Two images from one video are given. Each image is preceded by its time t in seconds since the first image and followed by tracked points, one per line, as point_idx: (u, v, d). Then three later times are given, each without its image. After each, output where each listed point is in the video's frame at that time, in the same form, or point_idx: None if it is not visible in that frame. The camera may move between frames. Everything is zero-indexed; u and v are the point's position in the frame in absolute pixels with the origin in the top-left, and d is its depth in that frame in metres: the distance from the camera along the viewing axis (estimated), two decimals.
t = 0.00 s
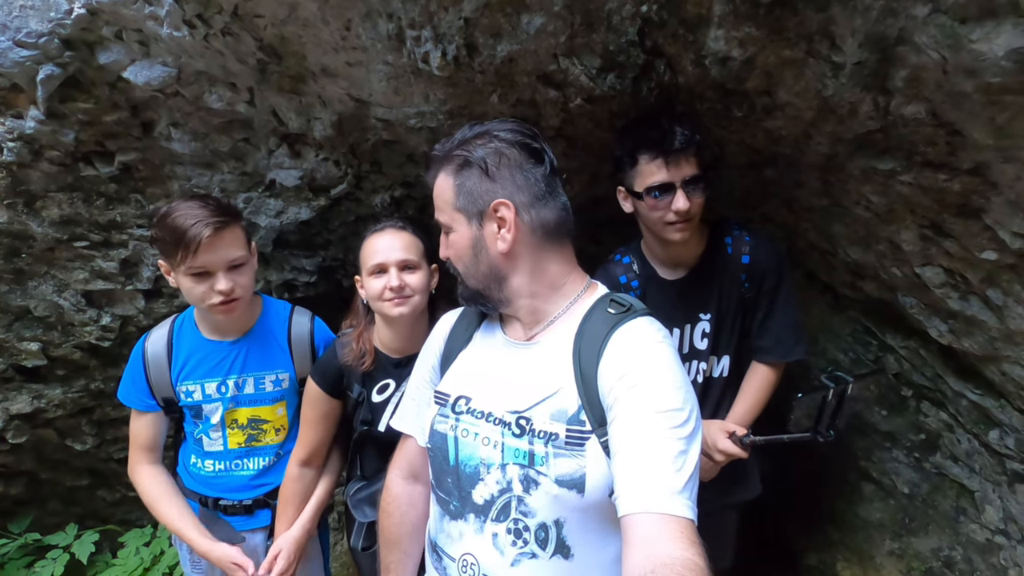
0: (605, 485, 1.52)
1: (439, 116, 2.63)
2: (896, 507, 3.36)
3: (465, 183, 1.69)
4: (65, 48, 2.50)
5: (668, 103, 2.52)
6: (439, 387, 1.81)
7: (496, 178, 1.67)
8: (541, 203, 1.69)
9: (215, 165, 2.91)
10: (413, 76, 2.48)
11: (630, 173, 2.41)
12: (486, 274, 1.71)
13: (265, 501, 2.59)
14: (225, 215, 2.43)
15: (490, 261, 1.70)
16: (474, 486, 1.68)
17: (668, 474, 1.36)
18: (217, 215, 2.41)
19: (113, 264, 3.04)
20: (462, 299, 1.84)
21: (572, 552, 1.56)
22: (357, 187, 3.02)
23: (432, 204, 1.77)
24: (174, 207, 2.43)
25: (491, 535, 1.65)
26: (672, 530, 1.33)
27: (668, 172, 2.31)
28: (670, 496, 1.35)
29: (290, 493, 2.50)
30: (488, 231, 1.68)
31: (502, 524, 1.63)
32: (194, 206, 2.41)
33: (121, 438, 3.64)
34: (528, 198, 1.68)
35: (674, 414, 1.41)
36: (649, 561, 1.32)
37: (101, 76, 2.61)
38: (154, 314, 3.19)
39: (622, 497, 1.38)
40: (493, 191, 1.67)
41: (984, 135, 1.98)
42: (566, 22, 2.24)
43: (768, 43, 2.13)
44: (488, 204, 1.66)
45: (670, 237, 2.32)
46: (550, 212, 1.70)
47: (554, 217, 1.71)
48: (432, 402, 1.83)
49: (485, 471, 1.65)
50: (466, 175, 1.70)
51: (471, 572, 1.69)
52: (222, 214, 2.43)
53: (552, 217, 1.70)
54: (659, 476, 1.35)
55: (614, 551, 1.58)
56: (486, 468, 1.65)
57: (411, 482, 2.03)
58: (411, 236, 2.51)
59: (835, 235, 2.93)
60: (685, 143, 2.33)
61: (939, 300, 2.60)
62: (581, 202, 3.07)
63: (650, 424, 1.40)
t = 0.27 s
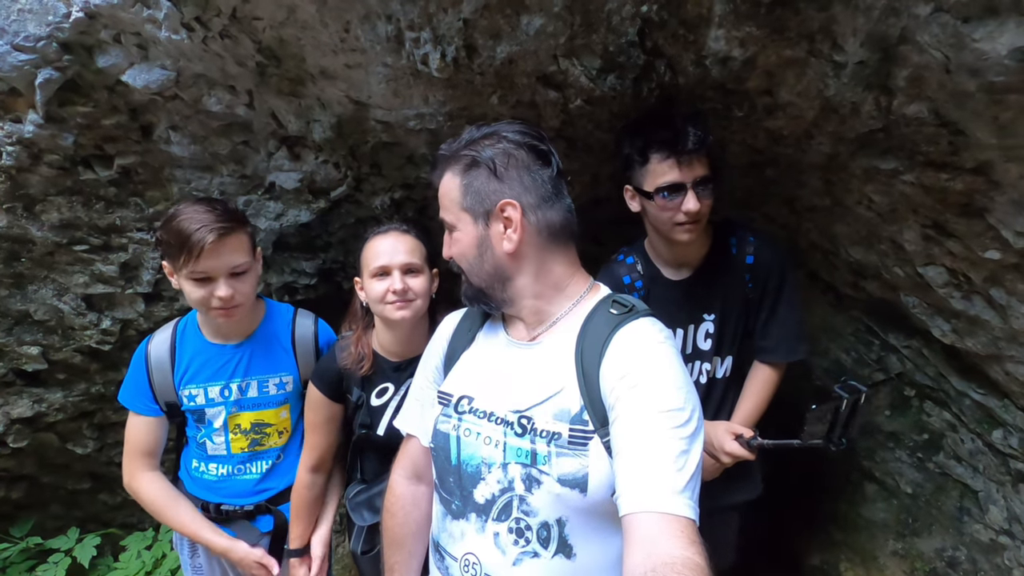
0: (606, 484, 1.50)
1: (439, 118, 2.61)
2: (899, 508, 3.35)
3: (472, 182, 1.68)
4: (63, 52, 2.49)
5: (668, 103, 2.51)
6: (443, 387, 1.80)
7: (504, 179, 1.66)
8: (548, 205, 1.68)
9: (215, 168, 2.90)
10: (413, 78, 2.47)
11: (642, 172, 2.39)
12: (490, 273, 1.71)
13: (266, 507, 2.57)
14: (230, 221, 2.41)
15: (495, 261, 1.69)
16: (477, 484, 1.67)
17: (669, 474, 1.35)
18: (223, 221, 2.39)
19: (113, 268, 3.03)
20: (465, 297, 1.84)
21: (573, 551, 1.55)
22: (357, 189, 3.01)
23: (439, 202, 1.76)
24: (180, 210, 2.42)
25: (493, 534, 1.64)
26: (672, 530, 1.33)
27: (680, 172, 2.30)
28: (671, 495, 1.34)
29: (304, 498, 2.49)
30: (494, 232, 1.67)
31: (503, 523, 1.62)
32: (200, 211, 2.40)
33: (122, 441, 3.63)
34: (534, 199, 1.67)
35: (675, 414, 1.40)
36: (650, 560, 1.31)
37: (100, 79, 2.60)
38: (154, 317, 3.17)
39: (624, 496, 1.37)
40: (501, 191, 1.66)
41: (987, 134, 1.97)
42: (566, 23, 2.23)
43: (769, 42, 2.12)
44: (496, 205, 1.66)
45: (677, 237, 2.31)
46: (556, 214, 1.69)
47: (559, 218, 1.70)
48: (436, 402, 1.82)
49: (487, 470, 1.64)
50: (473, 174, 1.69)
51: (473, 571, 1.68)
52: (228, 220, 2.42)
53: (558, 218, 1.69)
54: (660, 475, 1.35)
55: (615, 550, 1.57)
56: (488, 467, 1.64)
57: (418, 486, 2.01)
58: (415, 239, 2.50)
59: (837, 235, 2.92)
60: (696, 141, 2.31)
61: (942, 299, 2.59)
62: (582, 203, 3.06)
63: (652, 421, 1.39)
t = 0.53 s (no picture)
0: (607, 484, 1.49)
1: (438, 118, 2.61)
2: (907, 508, 3.32)
3: (484, 179, 1.65)
4: (65, 55, 2.51)
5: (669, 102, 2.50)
6: (444, 387, 1.79)
7: (518, 177, 1.64)
8: (557, 204, 1.69)
9: (216, 170, 2.91)
10: (412, 78, 2.47)
11: (645, 168, 2.37)
12: (499, 273, 1.67)
13: (269, 509, 2.56)
14: (211, 233, 2.37)
15: (505, 260, 1.66)
16: (478, 485, 1.65)
17: (669, 474, 1.34)
18: (205, 233, 2.36)
19: (116, 270, 3.05)
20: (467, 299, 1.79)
21: (574, 550, 1.54)
22: (357, 190, 3.01)
23: (443, 201, 1.71)
24: (178, 216, 2.43)
25: (493, 534, 1.63)
26: (672, 530, 1.32)
27: (682, 167, 2.28)
28: (671, 495, 1.33)
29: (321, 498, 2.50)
30: (505, 231, 1.64)
31: (504, 523, 1.61)
32: (186, 221, 2.38)
33: (127, 442, 3.65)
34: (546, 198, 1.67)
35: (675, 414, 1.39)
36: (650, 560, 1.30)
37: (101, 83, 2.62)
38: (157, 319, 3.17)
39: (623, 496, 1.36)
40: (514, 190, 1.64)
41: (991, 131, 1.95)
42: (564, 22, 2.23)
43: (769, 39, 2.10)
44: (507, 204, 1.63)
45: (682, 234, 2.28)
46: (564, 214, 1.70)
47: (568, 219, 1.71)
48: (437, 402, 1.81)
49: (488, 471, 1.63)
50: (485, 171, 1.66)
51: (474, 572, 1.66)
52: (212, 232, 2.38)
53: (566, 219, 1.70)
54: (660, 476, 1.34)
55: (615, 551, 1.56)
56: (489, 467, 1.63)
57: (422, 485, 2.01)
58: (416, 241, 2.50)
59: (841, 233, 2.89)
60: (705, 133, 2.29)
61: (948, 297, 2.56)
62: (583, 202, 3.04)
63: (652, 422, 1.38)
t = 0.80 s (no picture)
0: (607, 484, 1.48)
1: (440, 120, 2.62)
2: (919, 513, 3.26)
3: (528, 170, 1.61)
4: (74, 61, 2.56)
5: (671, 102, 2.49)
6: (443, 388, 1.79)
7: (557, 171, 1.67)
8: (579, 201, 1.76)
9: (223, 173, 2.95)
10: (414, 80, 2.48)
11: (644, 166, 2.38)
12: (539, 266, 1.63)
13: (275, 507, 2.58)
14: (231, 234, 2.40)
15: (547, 253, 1.64)
16: (478, 486, 1.63)
17: (667, 474, 1.34)
18: (222, 235, 2.38)
19: (125, 272, 3.10)
20: (492, 304, 1.65)
21: (574, 551, 1.52)
22: (362, 192, 3.03)
23: (479, 194, 1.58)
24: (185, 222, 2.42)
25: (493, 535, 1.61)
26: (672, 529, 1.31)
27: (678, 164, 2.26)
28: (669, 494, 1.32)
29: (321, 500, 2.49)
30: (549, 223, 1.64)
31: (503, 524, 1.59)
32: (201, 225, 2.39)
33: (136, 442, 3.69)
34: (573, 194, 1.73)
35: (673, 414, 1.38)
36: (650, 560, 1.29)
37: (110, 88, 2.66)
38: (166, 320, 3.22)
39: (623, 496, 1.35)
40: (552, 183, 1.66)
41: (999, 128, 1.92)
42: (565, 23, 2.23)
43: (771, 37, 2.09)
44: (551, 196, 1.63)
45: (677, 232, 2.26)
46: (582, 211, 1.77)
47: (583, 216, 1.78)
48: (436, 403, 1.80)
49: (488, 472, 1.62)
50: (528, 162, 1.62)
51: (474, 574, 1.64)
52: (228, 234, 2.40)
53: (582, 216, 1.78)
54: (659, 475, 1.33)
55: (615, 552, 1.53)
56: (489, 468, 1.62)
57: (422, 485, 2.01)
58: (422, 243, 2.50)
59: (849, 233, 2.85)
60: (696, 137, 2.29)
61: (958, 298, 2.51)
62: (587, 203, 3.03)
63: (651, 421, 1.38)
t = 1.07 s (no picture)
0: (607, 485, 1.48)
1: (445, 121, 2.63)
2: (926, 519, 3.23)
3: (568, 161, 1.63)
4: (85, 62, 2.59)
5: (675, 104, 2.48)
6: (441, 389, 1.79)
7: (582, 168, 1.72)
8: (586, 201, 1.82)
9: (230, 173, 2.98)
10: (419, 82, 2.49)
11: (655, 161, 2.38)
12: (576, 259, 1.63)
13: (279, 505, 2.60)
14: (255, 226, 2.46)
15: (581, 246, 1.65)
16: (475, 487, 1.64)
17: (667, 474, 1.34)
18: (248, 226, 2.44)
19: (134, 270, 3.13)
20: (537, 297, 1.58)
21: (574, 552, 1.52)
22: (367, 193, 3.05)
23: (529, 179, 1.55)
24: (206, 216, 2.47)
25: (492, 536, 1.61)
26: (672, 529, 1.31)
27: (685, 160, 2.26)
28: (670, 494, 1.32)
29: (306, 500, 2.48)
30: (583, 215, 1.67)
31: (503, 525, 1.59)
32: (226, 217, 2.45)
33: (144, 439, 3.73)
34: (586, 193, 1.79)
35: (674, 414, 1.39)
36: (649, 559, 1.29)
37: (120, 88, 2.70)
38: (173, 318, 3.24)
39: (622, 495, 1.35)
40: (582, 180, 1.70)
41: (1006, 132, 1.90)
42: (569, 25, 2.23)
43: (776, 40, 2.08)
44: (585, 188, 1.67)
45: (682, 229, 2.24)
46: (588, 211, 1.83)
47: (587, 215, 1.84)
48: (435, 404, 1.81)
49: (487, 473, 1.62)
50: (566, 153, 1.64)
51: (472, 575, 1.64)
52: (253, 225, 2.47)
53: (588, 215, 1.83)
54: (658, 475, 1.33)
55: (615, 554, 1.53)
56: (488, 469, 1.62)
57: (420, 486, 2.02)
58: (420, 249, 2.50)
59: (855, 236, 2.83)
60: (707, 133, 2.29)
61: (965, 302, 2.49)
62: (592, 204, 3.03)
63: (650, 421, 1.38)
